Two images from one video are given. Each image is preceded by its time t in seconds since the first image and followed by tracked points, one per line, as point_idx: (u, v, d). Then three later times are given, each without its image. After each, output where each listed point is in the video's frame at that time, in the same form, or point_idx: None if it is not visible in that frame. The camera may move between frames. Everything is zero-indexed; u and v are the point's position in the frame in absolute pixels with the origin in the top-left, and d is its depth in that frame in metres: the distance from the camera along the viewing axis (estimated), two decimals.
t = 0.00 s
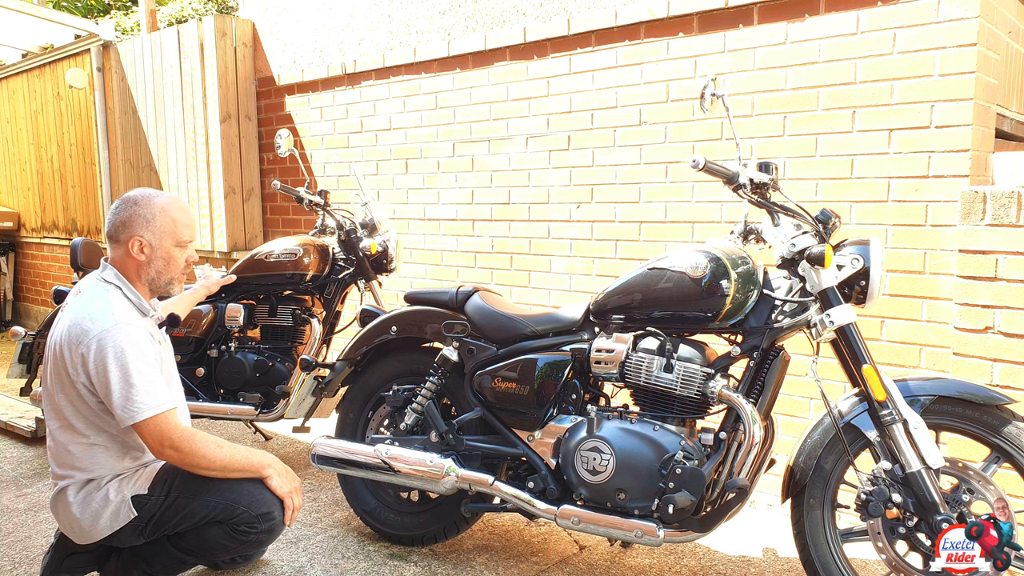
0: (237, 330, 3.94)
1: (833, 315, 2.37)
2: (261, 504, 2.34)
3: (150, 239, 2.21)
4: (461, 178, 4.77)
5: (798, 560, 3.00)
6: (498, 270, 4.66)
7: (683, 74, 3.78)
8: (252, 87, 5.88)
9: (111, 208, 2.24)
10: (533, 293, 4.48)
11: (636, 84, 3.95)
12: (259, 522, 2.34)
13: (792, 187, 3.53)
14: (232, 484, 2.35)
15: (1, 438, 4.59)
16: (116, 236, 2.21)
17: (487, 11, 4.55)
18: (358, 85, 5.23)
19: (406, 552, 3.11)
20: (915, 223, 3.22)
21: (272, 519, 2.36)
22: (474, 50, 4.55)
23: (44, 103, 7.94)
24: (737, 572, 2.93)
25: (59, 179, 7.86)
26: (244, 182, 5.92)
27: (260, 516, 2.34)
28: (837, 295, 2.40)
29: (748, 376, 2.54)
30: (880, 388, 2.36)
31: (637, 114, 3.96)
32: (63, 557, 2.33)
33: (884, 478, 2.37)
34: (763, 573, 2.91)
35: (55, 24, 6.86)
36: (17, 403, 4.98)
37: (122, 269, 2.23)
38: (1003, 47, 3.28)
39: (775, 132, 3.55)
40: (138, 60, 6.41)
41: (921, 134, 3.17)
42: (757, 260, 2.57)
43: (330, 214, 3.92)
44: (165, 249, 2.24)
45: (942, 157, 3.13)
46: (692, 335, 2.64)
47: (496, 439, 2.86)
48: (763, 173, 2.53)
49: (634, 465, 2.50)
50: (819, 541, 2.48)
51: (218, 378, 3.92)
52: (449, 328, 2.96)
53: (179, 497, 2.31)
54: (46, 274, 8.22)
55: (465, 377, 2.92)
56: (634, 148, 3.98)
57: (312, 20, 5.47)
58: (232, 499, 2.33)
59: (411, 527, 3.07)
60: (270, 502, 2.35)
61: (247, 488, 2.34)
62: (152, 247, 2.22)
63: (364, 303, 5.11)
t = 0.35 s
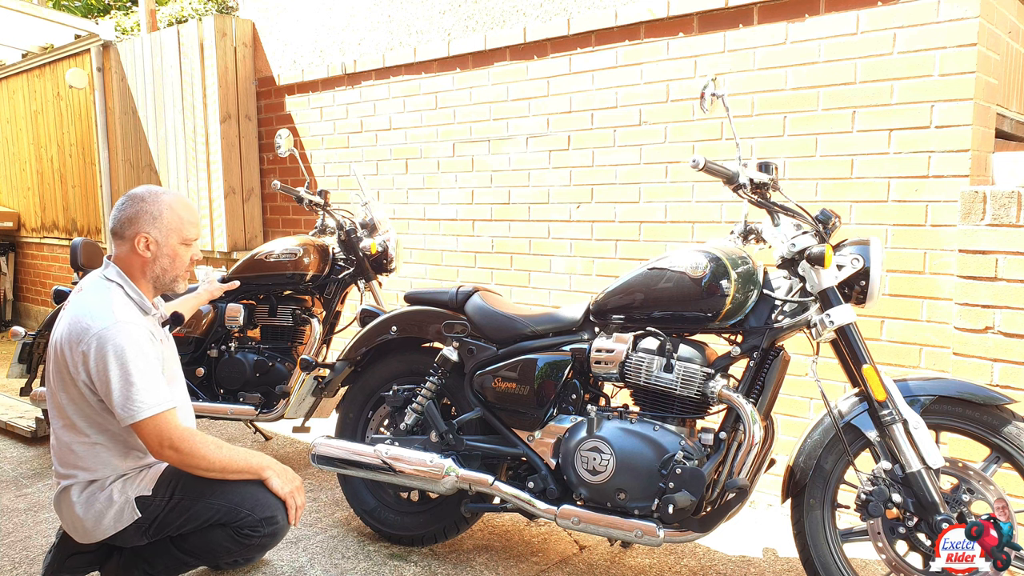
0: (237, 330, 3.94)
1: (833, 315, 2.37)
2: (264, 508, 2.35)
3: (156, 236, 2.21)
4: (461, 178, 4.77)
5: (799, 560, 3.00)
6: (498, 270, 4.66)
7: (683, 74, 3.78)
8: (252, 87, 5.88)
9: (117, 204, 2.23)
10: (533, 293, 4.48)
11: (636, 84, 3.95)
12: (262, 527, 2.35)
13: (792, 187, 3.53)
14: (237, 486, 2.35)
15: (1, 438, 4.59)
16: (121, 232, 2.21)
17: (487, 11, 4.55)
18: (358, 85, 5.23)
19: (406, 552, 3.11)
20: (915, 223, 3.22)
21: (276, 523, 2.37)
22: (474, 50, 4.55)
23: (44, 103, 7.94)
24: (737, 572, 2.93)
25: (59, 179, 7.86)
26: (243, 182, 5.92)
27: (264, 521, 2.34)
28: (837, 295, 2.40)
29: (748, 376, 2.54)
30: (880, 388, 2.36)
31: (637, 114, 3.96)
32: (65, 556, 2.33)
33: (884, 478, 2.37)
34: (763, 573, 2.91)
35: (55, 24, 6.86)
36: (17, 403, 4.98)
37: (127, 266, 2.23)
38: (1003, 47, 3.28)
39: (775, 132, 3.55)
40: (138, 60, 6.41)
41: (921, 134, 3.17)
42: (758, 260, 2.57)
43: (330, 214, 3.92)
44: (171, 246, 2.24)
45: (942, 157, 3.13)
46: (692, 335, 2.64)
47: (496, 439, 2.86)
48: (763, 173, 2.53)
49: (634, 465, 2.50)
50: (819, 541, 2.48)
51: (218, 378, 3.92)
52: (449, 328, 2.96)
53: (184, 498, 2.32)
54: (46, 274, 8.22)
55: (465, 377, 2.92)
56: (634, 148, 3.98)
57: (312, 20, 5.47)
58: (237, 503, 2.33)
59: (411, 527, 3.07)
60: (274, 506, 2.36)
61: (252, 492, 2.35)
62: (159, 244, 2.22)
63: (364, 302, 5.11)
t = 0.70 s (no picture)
0: (237, 330, 3.93)
1: (833, 315, 2.37)
2: (254, 507, 2.35)
3: (142, 249, 2.18)
4: (461, 178, 4.77)
5: (798, 560, 3.00)
6: (498, 270, 4.66)
7: (683, 74, 3.78)
8: (252, 87, 5.88)
9: (97, 216, 2.19)
10: (533, 293, 4.48)
11: (636, 84, 3.95)
12: (254, 526, 2.34)
13: (792, 187, 3.53)
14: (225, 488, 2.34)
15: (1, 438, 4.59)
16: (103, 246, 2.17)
17: (487, 11, 4.55)
18: (358, 85, 5.23)
19: (406, 552, 3.11)
20: (915, 223, 3.22)
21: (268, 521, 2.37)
22: (474, 50, 4.55)
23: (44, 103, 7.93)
24: (737, 572, 2.93)
25: (59, 179, 7.86)
26: (244, 182, 5.92)
27: (255, 520, 2.34)
28: (837, 294, 2.40)
29: (748, 376, 2.54)
30: (880, 388, 2.36)
31: (637, 114, 3.96)
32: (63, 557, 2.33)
33: (884, 478, 2.37)
34: (763, 573, 2.91)
35: (55, 24, 6.86)
36: (17, 403, 4.98)
37: (109, 279, 2.19)
38: (1003, 47, 3.28)
39: (775, 132, 3.55)
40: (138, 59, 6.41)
41: (921, 134, 3.17)
42: (758, 260, 2.57)
43: (330, 214, 3.92)
44: (155, 258, 2.22)
45: (942, 157, 3.13)
46: (692, 335, 2.64)
47: (496, 439, 2.86)
48: (763, 173, 2.53)
49: (634, 465, 2.50)
50: (819, 541, 2.48)
51: (218, 378, 3.91)
52: (450, 328, 2.96)
53: (173, 505, 2.31)
54: (46, 274, 8.22)
55: (465, 377, 2.92)
56: (634, 148, 3.98)
57: (312, 20, 5.47)
58: (226, 504, 2.33)
59: (411, 527, 3.07)
60: (264, 503, 2.36)
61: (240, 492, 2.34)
62: (144, 257, 2.20)
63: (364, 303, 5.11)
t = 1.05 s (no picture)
0: (237, 330, 3.93)
1: (833, 315, 2.37)
2: (226, 476, 2.33)
3: (165, 232, 2.15)
4: (461, 178, 4.77)
5: (799, 560, 3.00)
6: (498, 270, 4.66)
7: (683, 74, 3.78)
8: (252, 87, 5.88)
9: (122, 191, 2.08)
10: (533, 293, 4.48)
11: (636, 84, 3.95)
12: (229, 495, 2.33)
13: (792, 187, 3.53)
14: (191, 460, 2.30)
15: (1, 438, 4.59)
16: (127, 224, 2.07)
17: (487, 11, 4.54)
18: (358, 85, 5.23)
19: (406, 552, 3.11)
20: (915, 223, 3.22)
21: (241, 490, 2.35)
22: (474, 50, 4.55)
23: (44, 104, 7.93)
24: (737, 572, 2.92)
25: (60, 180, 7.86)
26: (244, 182, 5.92)
27: (229, 489, 2.33)
28: (837, 294, 2.40)
29: (748, 376, 2.54)
30: (880, 388, 2.37)
31: (637, 114, 3.96)
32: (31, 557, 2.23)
33: (884, 478, 2.37)
34: (763, 573, 2.91)
35: (54, 24, 6.85)
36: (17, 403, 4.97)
37: (120, 257, 2.10)
38: (1003, 47, 3.28)
39: (775, 132, 3.55)
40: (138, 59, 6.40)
41: (921, 134, 3.17)
42: (758, 260, 2.57)
43: (330, 214, 3.92)
44: (168, 242, 2.19)
45: (942, 157, 3.13)
46: (692, 335, 2.64)
47: (496, 439, 2.86)
48: (763, 174, 2.53)
49: (634, 465, 2.50)
50: (819, 541, 2.48)
51: (218, 378, 3.91)
52: (449, 328, 2.96)
53: (142, 483, 2.24)
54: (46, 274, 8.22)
55: (465, 377, 2.92)
56: (634, 148, 3.98)
57: (312, 20, 5.47)
58: (196, 476, 2.29)
59: (411, 527, 3.07)
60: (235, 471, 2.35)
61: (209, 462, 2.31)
62: (163, 241, 2.16)
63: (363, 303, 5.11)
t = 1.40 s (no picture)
0: (237, 330, 3.93)
1: (833, 315, 2.37)
2: (184, 444, 2.25)
3: (163, 128, 2.23)
4: (461, 178, 4.77)
5: (798, 560, 3.00)
6: (498, 270, 4.66)
7: (683, 74, 3.78)
8: (252, 87, 5.88)
9: (124, 81, 2.18)
10: (533, 293, 4.48)
11: (636, 84, 3.95)
12: (183, 463, 2.24)
13: (792, 187, 3.53)
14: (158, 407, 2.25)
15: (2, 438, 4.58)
16: (126, 112, 2.16)
17: (487, 11, 4.54)
18: (358, 85, 5.23)
19: (406, 552, 3.11)
20: (915, 223, 3.22)
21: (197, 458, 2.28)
22: (474, 50, 4.55)
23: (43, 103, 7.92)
24: (737, 572, 2.93)
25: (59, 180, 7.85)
26: (244, 182, 5.92)
27: (184, 457, 2.24)
28: (837, 295, 2.40)
29: (748, 376, 2.54)
30: (880, 388, 2.37)
31: (637, 114, 3.96)
32: None
33: (884, 478, 2.37)
34: (763, 573, 2.91)
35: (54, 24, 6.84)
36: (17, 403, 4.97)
37: (116, 145, 2.17)
38: (1003, 47, 3.28)
39: (775, 132, 3.55)
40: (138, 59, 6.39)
41: (921, 134, 3.17)
42: (758, 260, 2.57)
43: (330, 214, 3.92)
44: (164, 141, 2.26)
45: (942, 157, 3.13)
46: (692, 335, 2.64)
47: (496, 439, 2.86)
48: (762, 173, 2.52)
49: (634, 465, 2.50)
50: (819, 541, 2.48)
51: (218, 378, 3.91)
52: (450, 328, 2.96)
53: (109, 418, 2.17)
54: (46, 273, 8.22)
55: (465, 377, 2.92)
56: (634, 148, 3.98)
57: (312, 20, 5.47)
58: (155, 433, 2.20)
59: (411, 527, 3.07)
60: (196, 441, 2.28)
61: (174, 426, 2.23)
62: (161, 139, 2.24)
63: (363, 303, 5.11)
